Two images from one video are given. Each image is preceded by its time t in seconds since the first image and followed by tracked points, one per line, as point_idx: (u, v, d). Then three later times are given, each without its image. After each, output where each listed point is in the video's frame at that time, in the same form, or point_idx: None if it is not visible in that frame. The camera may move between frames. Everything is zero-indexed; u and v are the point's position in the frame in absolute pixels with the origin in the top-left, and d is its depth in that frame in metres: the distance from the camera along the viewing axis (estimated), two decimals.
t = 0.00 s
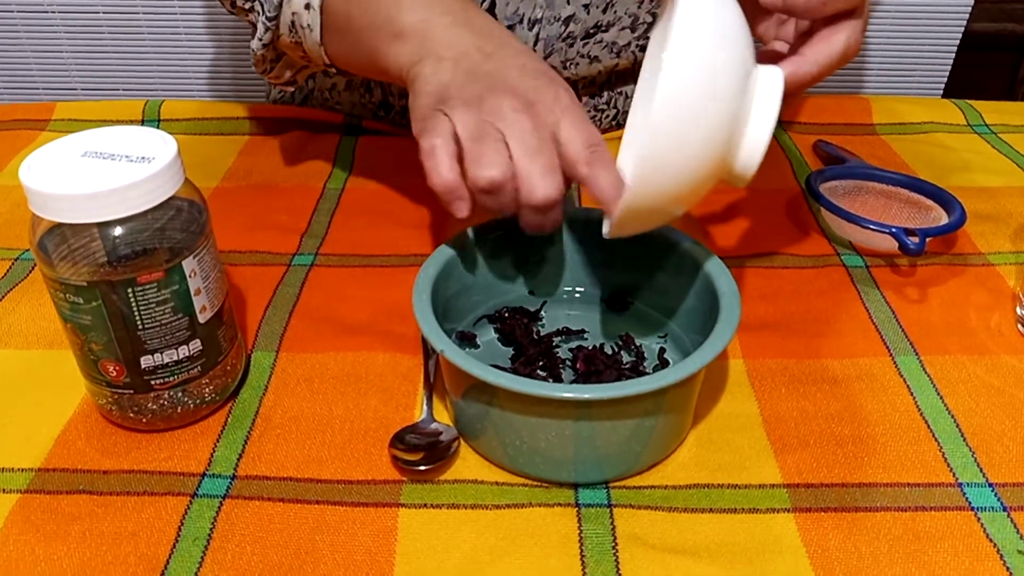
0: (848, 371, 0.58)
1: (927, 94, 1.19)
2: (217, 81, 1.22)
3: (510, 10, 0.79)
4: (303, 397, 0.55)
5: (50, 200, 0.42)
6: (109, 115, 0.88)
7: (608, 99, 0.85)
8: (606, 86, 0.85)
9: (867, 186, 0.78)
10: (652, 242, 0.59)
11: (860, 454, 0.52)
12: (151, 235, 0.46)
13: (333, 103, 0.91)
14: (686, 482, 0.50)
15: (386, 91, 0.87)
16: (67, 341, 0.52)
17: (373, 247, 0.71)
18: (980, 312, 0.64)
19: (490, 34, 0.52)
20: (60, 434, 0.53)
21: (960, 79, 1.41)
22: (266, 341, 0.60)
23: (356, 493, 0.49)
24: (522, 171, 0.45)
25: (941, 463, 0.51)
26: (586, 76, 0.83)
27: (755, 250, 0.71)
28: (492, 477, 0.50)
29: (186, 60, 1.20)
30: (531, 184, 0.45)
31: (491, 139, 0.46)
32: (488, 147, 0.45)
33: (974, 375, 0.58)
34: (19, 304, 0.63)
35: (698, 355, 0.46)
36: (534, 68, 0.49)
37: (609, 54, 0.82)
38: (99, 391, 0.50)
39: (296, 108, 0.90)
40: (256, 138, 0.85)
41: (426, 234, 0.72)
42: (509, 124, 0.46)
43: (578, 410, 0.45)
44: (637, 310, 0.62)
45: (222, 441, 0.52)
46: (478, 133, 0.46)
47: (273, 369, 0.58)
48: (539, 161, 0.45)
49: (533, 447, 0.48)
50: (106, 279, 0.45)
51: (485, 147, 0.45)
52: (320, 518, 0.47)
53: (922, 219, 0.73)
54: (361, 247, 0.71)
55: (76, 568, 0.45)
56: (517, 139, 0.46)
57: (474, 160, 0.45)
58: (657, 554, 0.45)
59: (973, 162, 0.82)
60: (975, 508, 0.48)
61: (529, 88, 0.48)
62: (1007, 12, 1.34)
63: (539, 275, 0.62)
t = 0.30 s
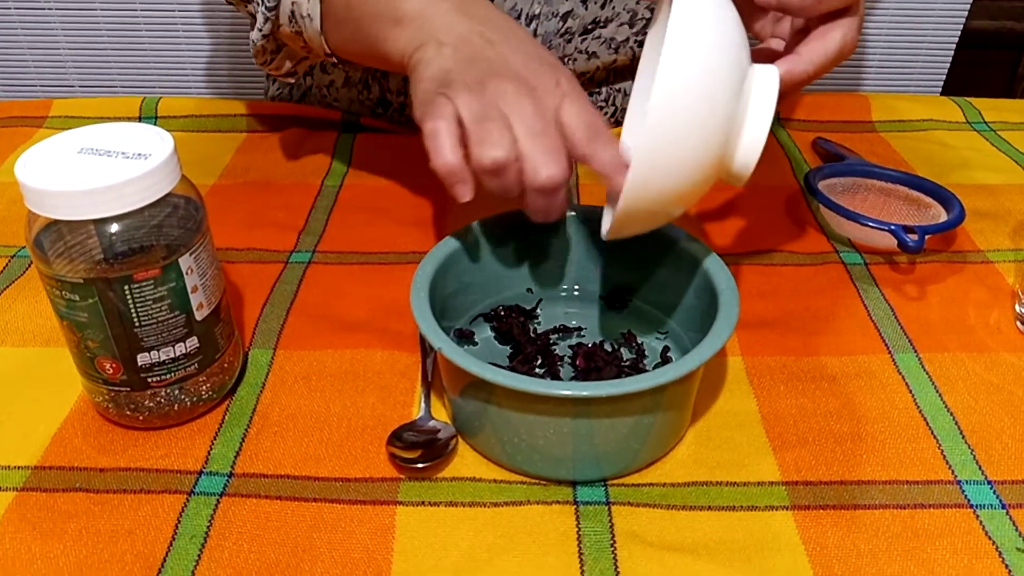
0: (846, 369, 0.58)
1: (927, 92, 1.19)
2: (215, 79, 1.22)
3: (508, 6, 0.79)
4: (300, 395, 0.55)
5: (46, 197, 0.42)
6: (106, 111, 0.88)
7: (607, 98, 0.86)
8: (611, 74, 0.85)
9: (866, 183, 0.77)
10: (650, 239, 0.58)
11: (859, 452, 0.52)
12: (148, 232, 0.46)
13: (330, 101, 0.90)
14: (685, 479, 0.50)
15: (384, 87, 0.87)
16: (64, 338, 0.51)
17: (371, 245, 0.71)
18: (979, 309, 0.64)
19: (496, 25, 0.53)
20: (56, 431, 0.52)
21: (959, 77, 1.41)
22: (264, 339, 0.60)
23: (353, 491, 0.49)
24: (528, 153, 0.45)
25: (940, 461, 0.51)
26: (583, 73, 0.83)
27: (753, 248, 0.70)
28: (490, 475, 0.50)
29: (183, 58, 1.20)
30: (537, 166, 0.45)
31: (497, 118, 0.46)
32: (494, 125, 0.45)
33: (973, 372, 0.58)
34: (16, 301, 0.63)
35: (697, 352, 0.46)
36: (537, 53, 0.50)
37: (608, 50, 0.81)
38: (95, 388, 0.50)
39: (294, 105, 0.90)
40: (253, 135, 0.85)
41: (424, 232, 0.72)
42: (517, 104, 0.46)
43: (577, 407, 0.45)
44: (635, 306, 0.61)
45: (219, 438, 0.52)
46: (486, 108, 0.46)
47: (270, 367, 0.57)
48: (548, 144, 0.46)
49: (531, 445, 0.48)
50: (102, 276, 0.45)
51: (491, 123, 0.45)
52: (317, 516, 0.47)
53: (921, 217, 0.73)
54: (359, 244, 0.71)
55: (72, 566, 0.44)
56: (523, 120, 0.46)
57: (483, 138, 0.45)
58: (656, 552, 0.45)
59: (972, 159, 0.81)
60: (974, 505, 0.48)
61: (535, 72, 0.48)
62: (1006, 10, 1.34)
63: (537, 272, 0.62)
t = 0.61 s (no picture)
0: (843, 373, 0.58)
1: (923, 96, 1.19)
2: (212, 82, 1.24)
3: (503, 13, 0.79)
4: (297, 400, 0.55)
5: (42, 202, 0.42)
6: (103, 116, 0.88)
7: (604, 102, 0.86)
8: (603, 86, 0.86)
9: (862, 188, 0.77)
10: (646, 245, 0.58)
11: (856, 456, 0.52)
12: (144, 237, 0.46)
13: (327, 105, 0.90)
14: (682, 484, 0.50)
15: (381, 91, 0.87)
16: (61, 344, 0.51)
17: (368, 249, 0.71)
18: (975, 313, 0.64)
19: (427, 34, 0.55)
20: (53, 436, 0.52)
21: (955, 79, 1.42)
22: (261, 343, 0.60)
23: (350, 496, 0.49)
24: (403, 144, 0.50)
25: (937, 465, 0.51)
26: (580, 79, 0.83)
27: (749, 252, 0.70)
28: (487, 480, 0.50)
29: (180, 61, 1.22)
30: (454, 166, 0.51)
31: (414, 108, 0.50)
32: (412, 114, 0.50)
33: (970, 377, 0.58)
34: (12, 306, 0.63)
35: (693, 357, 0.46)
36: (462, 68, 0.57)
37: (603, 58, 0.82)
38: (92, 393, 0.49)
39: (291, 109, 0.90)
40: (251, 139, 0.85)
41: (422, 236, 0.72)
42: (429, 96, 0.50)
43: (573, 412, 0.45)
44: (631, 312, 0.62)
45: (216, 444, 0.52)
46: (403, 94, 0.50)
47: (267, 371, 0.57)
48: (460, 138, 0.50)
49: (528, 450, 0.48)
50: (98, 281, 0.45)
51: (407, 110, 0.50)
52: (314, 521, 0.47)
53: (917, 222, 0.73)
54: (356, 249, 0.71)
55: (68, 572, 0.44)
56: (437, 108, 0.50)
57: (403, 128, 0.50)
58: (653, 557, 0.45)
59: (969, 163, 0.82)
60: (971, 509, 0.48)
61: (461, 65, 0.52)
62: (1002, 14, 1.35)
63: (534, 278, 0.62)
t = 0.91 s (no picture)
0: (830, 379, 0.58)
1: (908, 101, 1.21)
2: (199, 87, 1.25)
3: (488, 27, 0.79)
4: (286, 406, 0.55)
5: (29, 209, 0.42)
6: (91, 120, 0.87)
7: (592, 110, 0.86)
8: (589, 98, 0.86)
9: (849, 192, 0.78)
10: (634, 251, 0.58)
11: (842, 460, 0.52)
12: (132, 243, 0.46)
13: (316, 110, 0.90)
14: (670, 488, 0.50)
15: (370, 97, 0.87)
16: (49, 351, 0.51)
17: (357, 255, 0.71)
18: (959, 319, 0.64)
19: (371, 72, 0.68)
20: (40, 443, 0.52)
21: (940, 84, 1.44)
22: (250, 349, 0.60)
23: (340, 501, 0.49)
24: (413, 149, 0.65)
25: (922, 469, 0.52)
26: (568, 91, 0.84)
27: (737, 258, 0.71)
28: (475, 485, 0.50)
29: (166, 65, 1.22)
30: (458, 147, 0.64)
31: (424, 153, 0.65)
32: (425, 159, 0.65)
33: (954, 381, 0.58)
34: None
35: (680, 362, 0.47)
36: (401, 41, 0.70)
37: (590, 72, 0.82)
38: (80, 400, 0.49)
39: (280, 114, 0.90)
40: (240, 145, 0.85)
41: (411, 242, 0.72)
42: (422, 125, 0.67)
43: (561, 418, 0.45)
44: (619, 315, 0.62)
45: (205, 450, 0.52)
46: (409, 148, 0.65)
47: (256, 376, 0.57)
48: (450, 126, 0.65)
49: (517, 455, 0.48)
50: (87, 288, 0.44)
51: (420, 163, 0.64)
52: (304, 527, 0.47)
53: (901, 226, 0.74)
54: (346, 254, 0.71)
55: None
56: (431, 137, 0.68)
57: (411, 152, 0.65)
58: (641, 561, 0.45)
59: (953, 169, 0.83)
60: (955, 513, 0.49)
61: (407, 77, 0.67)
62: (984, 21, 1.37)
63: (523, 283, 0.62)
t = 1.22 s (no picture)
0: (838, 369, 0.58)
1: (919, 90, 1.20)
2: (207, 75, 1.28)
3: (498, 15, 0.79)
4: (295, 394, 0.55)
5: (40, 197, 0.42)
6: (100, 109, 0.88)
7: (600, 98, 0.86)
8: (598, 86, 0.85)
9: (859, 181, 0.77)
10: (646, 242, 0.58)
11: (850, 450, 0.52)
12: (142, 232, 0.46)
13: (325, 99, 0.90)
14: (677, 478, 0.50)
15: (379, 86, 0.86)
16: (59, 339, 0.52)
17: (365, 244, 0.71)
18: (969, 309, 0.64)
19: (438, 98, 0.71)
20: (52, 429, 0.53)
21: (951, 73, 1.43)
22: (259, 338, 0.60)
23: (348, 489, 0.49)
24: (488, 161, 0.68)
25: (931, 460, 0.52)
26: (577, 79, 0.84)
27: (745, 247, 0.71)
28: (483, 473, 0.51)
29: (176, 54, 1.26)
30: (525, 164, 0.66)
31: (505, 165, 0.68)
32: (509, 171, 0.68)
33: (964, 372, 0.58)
34: (11, 300, 0.63)
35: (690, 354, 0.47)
36: (452, 48, 0.71)
37: (600, 59, 0.82)
38: (90, 387, 0.50)
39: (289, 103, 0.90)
40: (249, 134, 0.85)
41: (419, 232, 0.72)
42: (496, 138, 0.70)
43: (568, 410, 0.45)
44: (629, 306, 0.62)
45: (214, 437, 0.52)
46: (489, 167, 0.68)
47: (265, 365, 0.58)
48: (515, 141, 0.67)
49: (525, 445, 0.48)
50: (97, 275, 0.45)
51: (500, 175, 0.68)
52: (312, 514, 0.47)
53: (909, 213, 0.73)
54: (354, 244, 0.71)
55: (68, 565, 0.45)
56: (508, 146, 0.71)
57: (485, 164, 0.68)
58: (649, 550, 0.46)
59: (964, 159, 0.82)
60: (964, 503, 0.49)
61: (467, 97, 0.70)
62: (996, 9, 1.36)
63: (534, 274, 0.62)
